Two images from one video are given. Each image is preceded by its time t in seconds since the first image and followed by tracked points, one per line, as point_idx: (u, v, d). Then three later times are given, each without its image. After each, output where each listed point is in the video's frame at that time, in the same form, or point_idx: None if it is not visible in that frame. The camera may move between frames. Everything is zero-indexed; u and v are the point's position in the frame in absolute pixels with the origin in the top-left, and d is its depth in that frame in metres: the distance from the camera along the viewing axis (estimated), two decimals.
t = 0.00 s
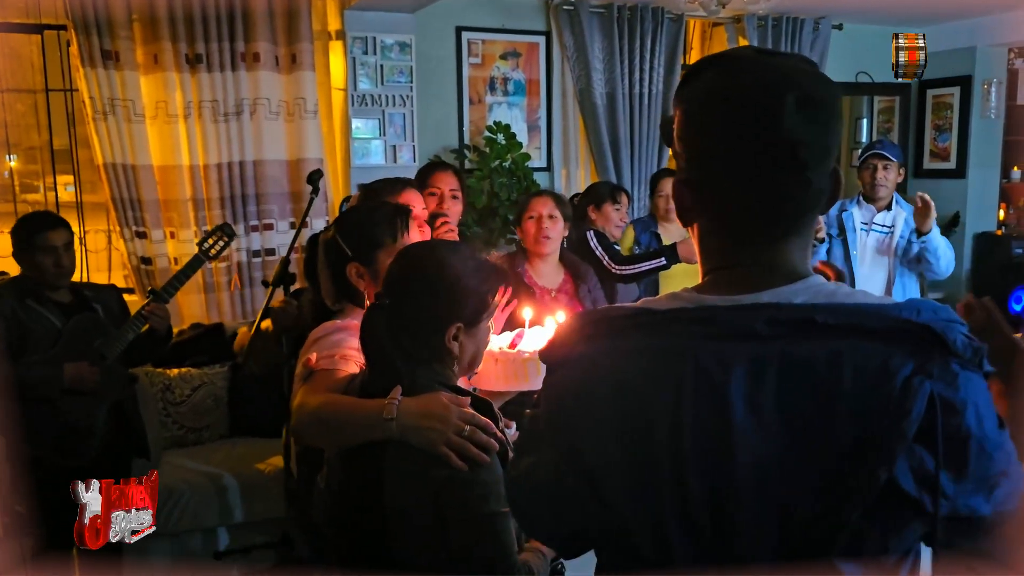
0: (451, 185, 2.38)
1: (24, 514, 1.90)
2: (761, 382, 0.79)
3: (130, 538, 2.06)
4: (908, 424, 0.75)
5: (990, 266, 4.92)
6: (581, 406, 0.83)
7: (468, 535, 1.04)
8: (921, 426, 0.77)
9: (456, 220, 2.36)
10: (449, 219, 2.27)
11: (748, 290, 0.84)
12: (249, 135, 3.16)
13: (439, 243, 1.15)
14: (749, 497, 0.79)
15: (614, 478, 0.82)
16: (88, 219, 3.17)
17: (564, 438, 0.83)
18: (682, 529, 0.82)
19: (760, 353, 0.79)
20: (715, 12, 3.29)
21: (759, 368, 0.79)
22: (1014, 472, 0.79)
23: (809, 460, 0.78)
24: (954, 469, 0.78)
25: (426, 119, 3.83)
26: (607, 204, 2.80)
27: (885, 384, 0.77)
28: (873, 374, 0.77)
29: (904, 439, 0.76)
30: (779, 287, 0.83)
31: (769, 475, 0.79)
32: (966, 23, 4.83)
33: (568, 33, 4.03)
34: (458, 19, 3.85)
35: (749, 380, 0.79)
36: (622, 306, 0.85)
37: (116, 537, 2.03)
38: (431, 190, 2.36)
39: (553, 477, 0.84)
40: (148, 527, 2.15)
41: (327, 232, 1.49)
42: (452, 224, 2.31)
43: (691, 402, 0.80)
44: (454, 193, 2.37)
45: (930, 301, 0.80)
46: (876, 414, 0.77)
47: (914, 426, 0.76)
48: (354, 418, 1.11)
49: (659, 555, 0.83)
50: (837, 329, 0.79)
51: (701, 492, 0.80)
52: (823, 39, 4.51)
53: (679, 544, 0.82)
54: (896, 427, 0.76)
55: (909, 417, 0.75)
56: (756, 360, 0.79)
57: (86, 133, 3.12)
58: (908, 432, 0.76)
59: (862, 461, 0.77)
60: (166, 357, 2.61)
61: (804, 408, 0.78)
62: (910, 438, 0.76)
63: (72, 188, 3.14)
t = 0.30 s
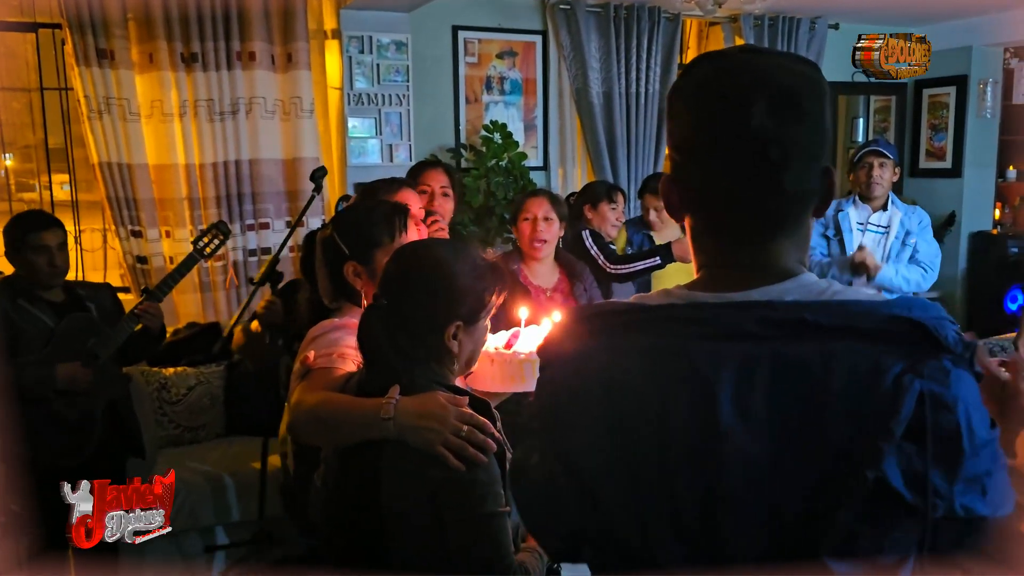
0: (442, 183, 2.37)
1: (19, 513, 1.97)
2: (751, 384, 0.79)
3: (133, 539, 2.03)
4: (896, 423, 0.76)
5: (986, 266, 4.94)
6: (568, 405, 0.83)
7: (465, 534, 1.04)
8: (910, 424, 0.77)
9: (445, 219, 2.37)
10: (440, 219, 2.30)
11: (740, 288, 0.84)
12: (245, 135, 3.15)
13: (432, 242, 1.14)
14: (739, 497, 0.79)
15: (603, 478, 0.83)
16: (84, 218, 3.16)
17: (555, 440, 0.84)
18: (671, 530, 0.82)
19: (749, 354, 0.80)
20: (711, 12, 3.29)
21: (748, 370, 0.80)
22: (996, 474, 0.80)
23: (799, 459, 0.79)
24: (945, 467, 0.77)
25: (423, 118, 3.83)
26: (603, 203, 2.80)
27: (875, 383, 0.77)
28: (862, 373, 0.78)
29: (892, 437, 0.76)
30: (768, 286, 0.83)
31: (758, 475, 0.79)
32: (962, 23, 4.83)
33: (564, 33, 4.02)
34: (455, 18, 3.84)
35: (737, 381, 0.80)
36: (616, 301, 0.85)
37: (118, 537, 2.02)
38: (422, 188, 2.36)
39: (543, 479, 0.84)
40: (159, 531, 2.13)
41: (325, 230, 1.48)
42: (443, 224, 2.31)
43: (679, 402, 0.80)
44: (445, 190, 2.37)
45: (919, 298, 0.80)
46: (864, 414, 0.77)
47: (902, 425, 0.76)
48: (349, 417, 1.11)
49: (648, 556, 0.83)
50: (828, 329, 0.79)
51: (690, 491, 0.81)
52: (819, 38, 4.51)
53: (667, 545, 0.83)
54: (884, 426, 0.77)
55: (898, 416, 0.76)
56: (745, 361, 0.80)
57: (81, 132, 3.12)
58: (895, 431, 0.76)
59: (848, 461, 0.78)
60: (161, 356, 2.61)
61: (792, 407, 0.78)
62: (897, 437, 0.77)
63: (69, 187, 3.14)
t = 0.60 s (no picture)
0: (436, 181, 2.37)
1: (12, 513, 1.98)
2: (744, 382, 0.79)
3: (137, 539, 2.05)
4: (889, 421, 0.76)
5: (982, 265, 4.96)
6: (559, 401, 0.84)
7: (464, 535, 1.03)
8: (904, 422, 0.77)
9: (440, 216, 2.35)
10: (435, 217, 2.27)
11: (733, 286, 0.84)
12: (241, 134, 3.15)
13: (428, 241, 1.14)
14: (731, 496, 0.79)
15: (596, 478, 0.83)
16: (80, 217, 3.15)
17: (549, 438, 0.84)
18: (664, 529, 0.82)
19: (741, 352, 0.79)
20: (708, 11, 3.29)
21: (741, 366, 0.79)
22: (996, 471, 0.80)
23: (789, 457, 0.78)
24: (942, 466, 0.77)
25: (420, 117, 3.82)
26: (600, 202, 2.79)
27: (868, 380, 0.77)
28: (855, 370, 0.78)
29: (886, 436, 0.76)
30: (762, 285, 0.83)
31: (750, 474, 0.79)
32: (958, 23, 4.84)
33: (561, 32, 4.02)
34: (451, 17, 3.84)
35: (731, 378, 0.79)
36: (611, 302, 0.86)
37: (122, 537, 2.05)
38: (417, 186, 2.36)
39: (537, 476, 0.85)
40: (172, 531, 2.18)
41: (323, 227, 1.48)
42: (438, 222, 2.29)
43: (672, 401, 0.80)
44: (440, 188, 2.36)
45: (915, 296, 0.80)
46: (856, 413, 0.77)
47: (896, 423, 0.76)
48: (348, 416, 1.11)
49: (641, 555, 0.83)
50: (822, 326, 0.79)
51: (682, 490, 0.81)
52: (816, 37, 4.52)
53: (659, 545, 0.83)
54: (878, 423, 0.76)
55: (892, 413, 0.76)
56: (737, 357, 0.79)
57: (77, 131, 3.10)
58: (889, 429, 0.76)
59: (839, 459, 0.77)
60: (157, 356, 2.61)
61: (783, 405, 0.78)
62: (891, 435, 0.77)
63: (64, 187, 3.12)
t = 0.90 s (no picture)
0: (436, 182, 2.36)
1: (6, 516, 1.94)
2: (742, 379, 0.79)
3: (138, 539, 2.15)
4: (887, 418, 0.75)
5: (980, 265, 4.96)
6: (554, 403, 0.85)
7: (461, 535, 1.03)
8: (903, 419, 0.77)
9: (440, 219, 2.35)
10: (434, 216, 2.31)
11: (729, 286, 0.84)
12: (237, 132, 3.14)
13: (423, 240, 1.14)
14: (729, 496, 0.79)
15: (593, 478, 0.82)
16: (76, 216, 3.14)
17: (544, 435, 0.85)
18: (662, 530, 0.82)
19: (739, 350, 0.79)
20: (706, 10, 3.29)
21: (738, 365, 0.79)
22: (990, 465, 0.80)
23: (786, 458, 0.78)
24: (937, 461, 0.77)
25: (417, 117, 3.82)
26: (598, 202, 2.79)
27: (865, 379, 0.76)
28: (853, 369, 0.77)
29: (885, 432, 0.75)
30: (759, 284, 0.83)
31: (748, 474, 0.78)
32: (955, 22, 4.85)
33: (558, 31, 4.01)
34: (448, 16, 3.83)
35: (729, 376, 0.79)
36: (606, 303, 0.85)
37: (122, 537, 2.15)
38: (416, 188, 2.35)
39: (534, 477, 0.85)
40: (179, 532, 2.25)
41: (320, 227, 1.46)
42: (438, 224, 2.31)
43: (668, 400, 0.80)
44: (439, 190, 2.36)
45: (912, 292, 0.80)
46: (853, 412, 0.76)
47: (895, 421, 0.75)
48: (346, 416, 1.10)
49: (638, 555, 0.83)
50: (819, 325, 0.78)
51: (681, 490, 0.80)
52: (814, 37, 4.52)
53: (658, 546, 0.82)
54: (876, 420, 0.75)
55: (890, 411, 0.75)
56: (734, 356, 0.79)
57: (73, 130, 3.09)
58: (889, 426, 0.75)
59: (837, 458, 0.76)
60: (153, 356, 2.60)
61: (780, 404, 0.78)
62: (890, 433, 0.75)
63: (61, 186, 3.11)
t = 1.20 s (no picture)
0: (433, 181, 2.36)
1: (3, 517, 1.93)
2: (739, 375, 0.79)
3: (137, 539, 2.13)
4: (885, 411, 0.75)
5: (977, 264, 4.97)
6: (552, 400, 0.84)
7: (456, 533, 1.03)
8: (900, 414, 0.77)
9: (438, 217, 2.35)
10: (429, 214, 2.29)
11: (727, 282, 0.84)
12: (234, 131, 3.13)
13: (418, 237, 1.14)
14: (727, 493, 0.79)
15: (592, 476, 0.82)
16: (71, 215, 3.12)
17: (542, 435, 0.84)
18: (660, 529, 0.82)
19: (736, 347, 0.79)
20: (703, 8, 3.28)
21: (735, 362, 0.79)
22: (991, 461, 0.79)
23: (783, 454, 0.78)
24: (934, 455, 0.77)
25: (413, 116, 3.81)
26: (595, 201, 2.79)
27: (862, 373, 0.77)
28: (848, 363, 0.77)
29: (882, 426, 0.75)
30: (755, 279, 0.83)
31: (745, 471, 0.78)
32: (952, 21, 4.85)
33: (555, 29, 4.01)
34: (445, 14, 3.83)
35: (726, 373, 0.79)
36: (603, 300, 0.85)
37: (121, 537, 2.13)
38: (413, 187, 2.34)
39: (532, 477, 0.85)
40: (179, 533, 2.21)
41: (317, 225, 1.46)
42: (435, 223, 2.31)
43: (666, 396, 0.80)
44: (437, 188, 2.36)
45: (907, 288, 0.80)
46: (851, 407, 0.76)
47: (892, 414, 0.75)
48: (339, 415, 1.09)
49: (637, 553, 0.83)
50: (816, 320, 0.78)
51: (678, 488, 0.80)
52: (811, 35, 4.52)
53: (657, 545, 0.82)
54: (873, 414, 0.75)
55: (887, 404, 0.75)
56: (732, 354, 0.79)
57: (68, 129, 3.07)
58: (886, 419, 0.75)
59: (834, 453, 0.76)
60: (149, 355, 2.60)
61: (778, 400, 0.78)
62: (887, 426, 0.75)
63: (56, 185, 3.10)
